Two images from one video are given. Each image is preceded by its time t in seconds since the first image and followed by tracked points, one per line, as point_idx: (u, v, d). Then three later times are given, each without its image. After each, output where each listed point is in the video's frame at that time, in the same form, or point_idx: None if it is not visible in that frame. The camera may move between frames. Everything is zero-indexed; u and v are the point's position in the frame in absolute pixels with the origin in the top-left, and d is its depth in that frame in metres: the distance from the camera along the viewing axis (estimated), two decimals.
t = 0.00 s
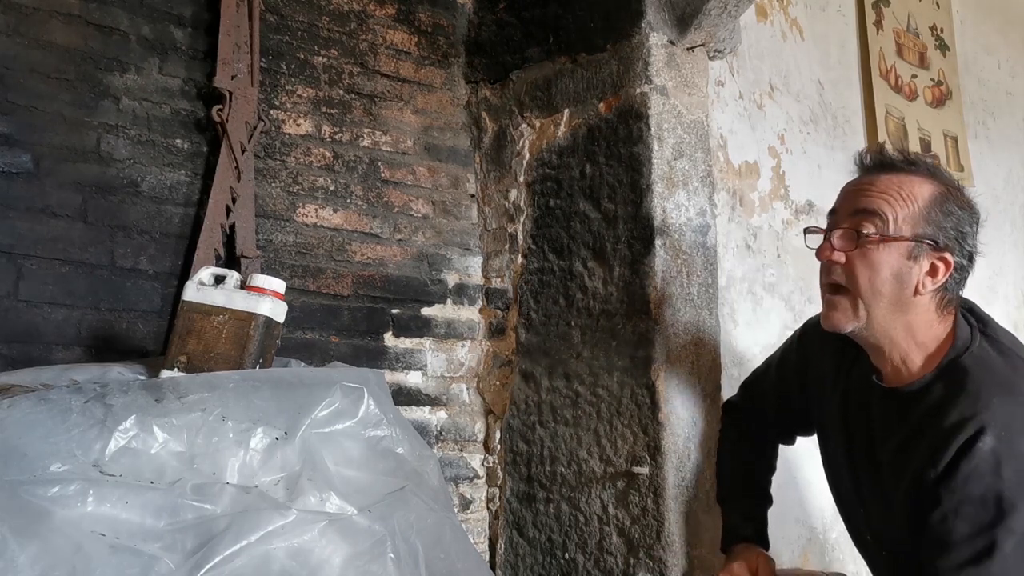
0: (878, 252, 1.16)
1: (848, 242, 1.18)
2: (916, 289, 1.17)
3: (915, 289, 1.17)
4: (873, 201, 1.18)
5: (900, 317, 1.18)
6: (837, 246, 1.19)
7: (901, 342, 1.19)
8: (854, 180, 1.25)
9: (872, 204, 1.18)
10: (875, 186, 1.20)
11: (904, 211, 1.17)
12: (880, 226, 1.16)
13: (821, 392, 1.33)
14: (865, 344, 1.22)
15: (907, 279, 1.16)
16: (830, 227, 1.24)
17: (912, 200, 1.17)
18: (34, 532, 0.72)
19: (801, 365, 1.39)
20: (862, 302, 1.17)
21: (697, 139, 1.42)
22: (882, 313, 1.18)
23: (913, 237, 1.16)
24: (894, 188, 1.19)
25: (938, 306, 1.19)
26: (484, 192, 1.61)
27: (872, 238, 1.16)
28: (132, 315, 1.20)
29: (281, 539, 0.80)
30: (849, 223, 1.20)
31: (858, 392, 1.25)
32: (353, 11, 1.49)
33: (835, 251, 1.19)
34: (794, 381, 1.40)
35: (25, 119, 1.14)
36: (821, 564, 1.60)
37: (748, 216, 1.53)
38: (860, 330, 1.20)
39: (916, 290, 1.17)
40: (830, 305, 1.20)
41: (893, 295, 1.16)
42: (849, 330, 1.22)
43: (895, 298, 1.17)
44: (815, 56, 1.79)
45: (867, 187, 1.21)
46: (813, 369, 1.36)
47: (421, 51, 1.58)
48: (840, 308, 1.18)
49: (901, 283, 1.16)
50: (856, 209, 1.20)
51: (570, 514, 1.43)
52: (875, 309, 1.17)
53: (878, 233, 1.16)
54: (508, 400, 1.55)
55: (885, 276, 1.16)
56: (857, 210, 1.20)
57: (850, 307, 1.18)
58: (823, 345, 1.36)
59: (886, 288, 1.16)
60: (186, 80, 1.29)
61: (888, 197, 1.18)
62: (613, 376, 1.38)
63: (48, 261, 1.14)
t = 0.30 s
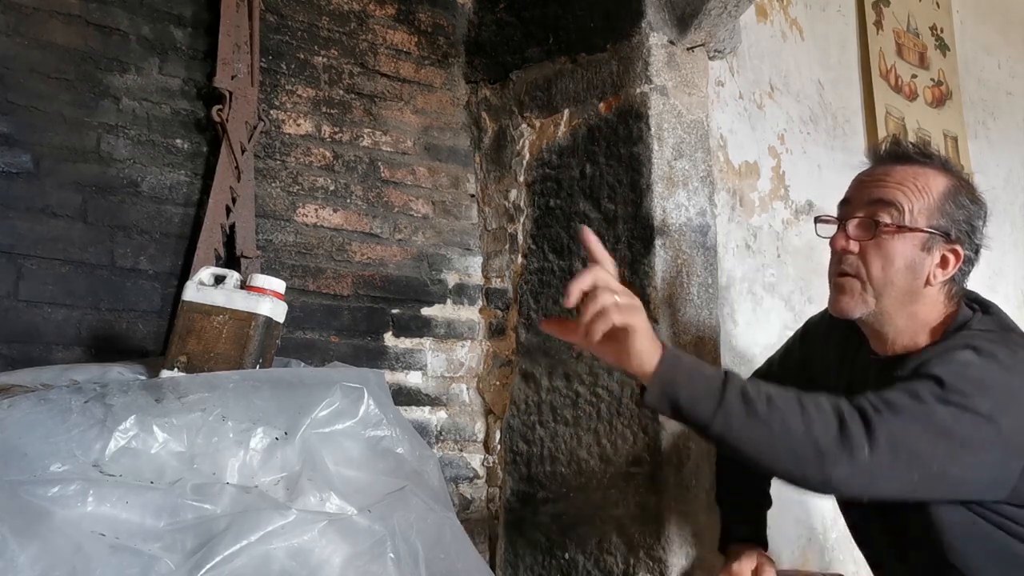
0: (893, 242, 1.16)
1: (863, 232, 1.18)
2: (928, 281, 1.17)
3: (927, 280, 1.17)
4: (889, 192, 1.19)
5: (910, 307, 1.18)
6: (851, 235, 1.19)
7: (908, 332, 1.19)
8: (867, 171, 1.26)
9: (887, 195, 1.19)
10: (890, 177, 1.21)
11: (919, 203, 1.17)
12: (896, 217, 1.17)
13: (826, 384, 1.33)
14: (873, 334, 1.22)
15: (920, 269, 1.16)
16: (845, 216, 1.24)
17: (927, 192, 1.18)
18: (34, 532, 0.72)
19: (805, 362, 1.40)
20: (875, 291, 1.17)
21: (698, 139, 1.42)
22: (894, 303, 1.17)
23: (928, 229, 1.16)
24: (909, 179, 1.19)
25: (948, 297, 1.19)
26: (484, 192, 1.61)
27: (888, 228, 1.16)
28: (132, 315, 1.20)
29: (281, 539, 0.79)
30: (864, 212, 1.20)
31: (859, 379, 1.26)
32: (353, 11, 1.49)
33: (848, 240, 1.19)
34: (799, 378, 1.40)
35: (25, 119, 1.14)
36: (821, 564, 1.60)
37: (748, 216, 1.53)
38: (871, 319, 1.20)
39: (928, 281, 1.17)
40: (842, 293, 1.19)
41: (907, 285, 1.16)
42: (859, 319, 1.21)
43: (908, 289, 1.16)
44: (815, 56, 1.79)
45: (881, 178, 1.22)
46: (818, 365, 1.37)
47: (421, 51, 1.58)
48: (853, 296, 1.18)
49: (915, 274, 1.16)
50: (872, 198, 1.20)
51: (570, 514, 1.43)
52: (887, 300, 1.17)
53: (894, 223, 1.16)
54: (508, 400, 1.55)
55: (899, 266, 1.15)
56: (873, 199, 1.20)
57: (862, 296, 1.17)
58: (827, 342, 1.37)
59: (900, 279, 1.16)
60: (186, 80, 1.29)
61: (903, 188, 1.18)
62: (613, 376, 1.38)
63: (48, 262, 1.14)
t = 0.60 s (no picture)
0: (891, 233, 1.16)
1: (862, 225, 1.18)
2: (925, 271, 1.18)
3: (924, 271, 1.18)
4: (886, 184, 1.19)
5: (908, 296, 1.19)
6: (849, 228, 1.19)
7: (904, 321, 1.21)
8: (862, 164, 1.26)
9: (884, 188, 1.19)
10: (886, 170, 1.22)
11: (915, 194, 1.18)
12: (893, 209, 1.17)
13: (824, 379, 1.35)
14: (870, 325, 1.23)
15: (917, 259, 1.17)
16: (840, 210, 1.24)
17: (923, 184, 1.19)
18: (34, 532, 0.71)
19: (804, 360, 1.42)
20: (873, 281, 1.17)
21: (698, 139, 1.42)
22: (891, 292, 1.18)
23: (925, 220, 1.17)
24: (904, 171, 1.20)
25: (940, 286, 1.21)
26: (484, 192, 1.61)
27: (887, 220, 1.16)
28: (132, 315, 1.20)
29: (281, 539, 0.79)
30: (861, 205, 1.20)
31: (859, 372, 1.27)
32: (353, 11, 1.49)
33: (847, 232, 1.19)
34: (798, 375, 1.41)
35: (25, 119, 1.14)
36: (822, 564, 1.60)
37: (748, 216, 1.53)
38: (869, 308, 1.20)
39: (924, 271, 1.17)
40: (840, 284, 1.19)
41: (905, 275, 1.17)
42: (857, 309, 1.21)
43: (905, 278, 1.17)
44: (815, 57, 1.79)
45: (877, 171, 1.22)
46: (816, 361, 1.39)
47: (420, 51, 1.58)
48: (852, 286, 1.18)
49: (912, 264, 1.16)
50: (869, 192, 1.20)
51: (570, 514, 1.43)
52: (885, 289, 1.17)
53: (892, 215, 1.17)
54: (509, 400, 1.55)
55: (898, 256, 1.16)
56: (870, 192, 1.20)
57: (862, 287, 1.17)
58: (828, 333, 1.39)
59: (898, 269, 1.16)
60: (186, 79, 1.29)
61: (900, 180, 1.19)
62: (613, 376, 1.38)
63: (48, 262, 1.14)
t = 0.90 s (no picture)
0: (883, 233, 1.16)
1: (855, 223, 1.19)
2: (918, 273, 1.17)
3: (917, 273, 1.17)
4: (882, 184, 1.20)
5: (901, 298, 1.19)
6: (843, 225, 1.20)
7: (898, 322, 1.20)
8: (860, 165, 1.27)
9: (880, 187, 1.20)
10: (883, 170, 1.22)
11: (909, 195, 1.18)
12: (888, 208, 1.18)
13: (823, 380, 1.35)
14: (864, 326, 1.23)
15: (910, 261, 1.16)
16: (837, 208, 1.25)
17: (919, 185, 1.19)
18: (34, 532, 0.71)
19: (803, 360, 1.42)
20: (864, 280, 1.18)
21: (698, 139, 1.42)
22: (883, 292, 1.18)
23: (918, 221, 1.17)
24: (900, 172, 1.21)
25: (936, 288, 1.21)
26: (484, 192, 1.61)
27: (880, 219, 1.17)
28: (132, 315, 1.20)
29: (281, 539, 0.79)
30: (856, 204, 1.21)
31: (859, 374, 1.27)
32: (353, 11, 1.49)
33: (841, 231, 1.19)
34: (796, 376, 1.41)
35: (25, 119, 1.14)
36: (821, 565, 1.60)
37: (748, 216, 1.53)
38: (863, 309, 1.20)
39: (918, 273, 1.17)
40: (832, 282, 1.20)
41: (897, 276, 1.17)
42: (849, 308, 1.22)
43: (897, 278, 1.17)
44: (815, 56, 1.79)
45: (874, 171, 1.23)
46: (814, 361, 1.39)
47: (420, 51, 1.58)
48: (843, 285, 1.19)
49: (905, 265, 1.16)
50: (864, 191, 1.21)
51: (570, 514, 1.43)
52: (877, 288, 1.18)
53: (885, 215, 1.17)
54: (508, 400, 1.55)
55: (890, 257, 1.16)
56: (865, 191, 1.21)
57: (853, 286, 1.18)
58: (824, 338, 1.40)
59: (890, 269, 1.16)
60: (186, 80, 1.29)
61: (896, 181, 1.20)
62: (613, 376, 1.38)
63: (48, 262, 1.14)
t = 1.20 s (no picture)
0: (871, 241, 1.17)
1: (842, 233, 1.19)
2: (912, 274, 1.18)
3: (910, 274, 1.18)
4: (863, 192, 1.20)
5: (896, 301, 1.19)
6: (830, 236, 1.20)
7: (896, 323, 1.21)
8: (841, 173, 1.27)
9: (862, 196, 1.19)
10: (863, 177, 1.22)
11: (892, 200, 1.18)
12: (872, 216, 1.18)
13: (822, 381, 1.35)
14: (862, 329, 1.24)
15: (901, 264, 1.17)
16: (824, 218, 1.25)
17: (901, 188, 1.19)
18: (34, 532, 0.71)
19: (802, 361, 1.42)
20: (859, 289, 1.18)
21: (698, 139, 1.42)
22: (878, 298, 1.18)
23: (904, 225, 1.17)
24: (880, 177, 1.20)
25: (930, 287, 1.21)
26: (484, 192, 1.61)
27: (866, 227, 1.17)
28: (132, 315, 1.20)
29: (281, 539, 0.79)
30: (841, 214, 1.21)
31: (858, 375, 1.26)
32: (353, 11, 1.49)
33: (829, 243, 1.20)
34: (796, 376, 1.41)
35: (25, 119, 1.14)
36: (821, 565, 1.60)
37: (748, 216, 1.53)
38: (860, 316, 1.21)
39: (910, 275, 1.18)
40: (828, 292, 1.20)
41: (890, 280, 1.17)
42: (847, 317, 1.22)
43: (891, 283, 1.17)
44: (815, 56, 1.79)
45: (855, 178, 1.23)
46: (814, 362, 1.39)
47: (421, 51, 1.58)
48: (839, 295, 1.19)
49: (897, 269, 1.16)
50: (847, 200, 1.21)
51: (570, 514, 1.43)
52: (872, 296, 1.18)
53: (870, 223, 1.17)
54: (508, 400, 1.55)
55: (881, 263, 1.16)
56: (848, 200, 1.21)
57: (849, 296, 1.18)
58: (823, 339, 1.39)
59: (882, 276, 1.17)
60: (186, 80, 1.29)
61: (877, 187, 1.19)
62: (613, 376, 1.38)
63: (48, 262, 1.14)
